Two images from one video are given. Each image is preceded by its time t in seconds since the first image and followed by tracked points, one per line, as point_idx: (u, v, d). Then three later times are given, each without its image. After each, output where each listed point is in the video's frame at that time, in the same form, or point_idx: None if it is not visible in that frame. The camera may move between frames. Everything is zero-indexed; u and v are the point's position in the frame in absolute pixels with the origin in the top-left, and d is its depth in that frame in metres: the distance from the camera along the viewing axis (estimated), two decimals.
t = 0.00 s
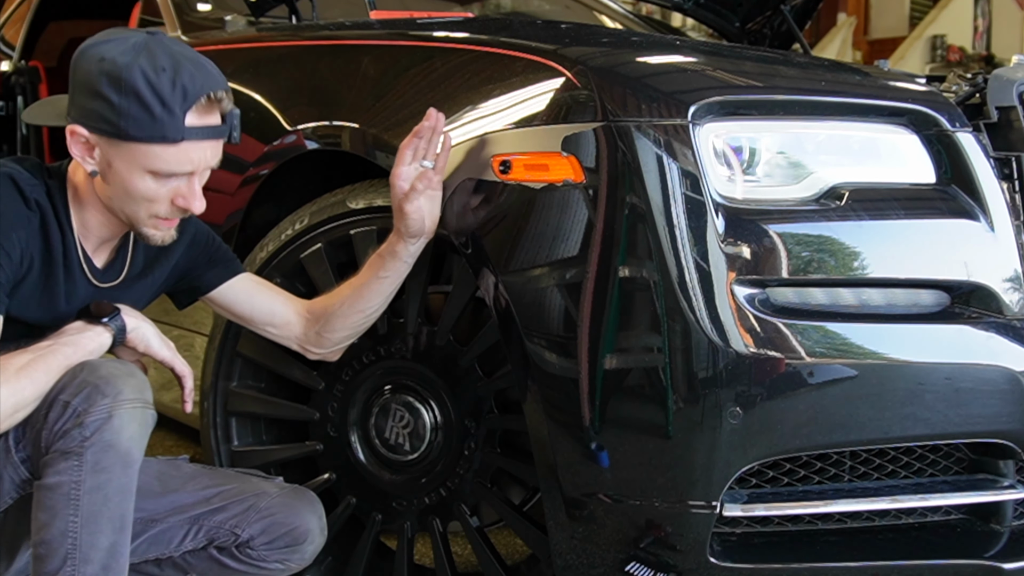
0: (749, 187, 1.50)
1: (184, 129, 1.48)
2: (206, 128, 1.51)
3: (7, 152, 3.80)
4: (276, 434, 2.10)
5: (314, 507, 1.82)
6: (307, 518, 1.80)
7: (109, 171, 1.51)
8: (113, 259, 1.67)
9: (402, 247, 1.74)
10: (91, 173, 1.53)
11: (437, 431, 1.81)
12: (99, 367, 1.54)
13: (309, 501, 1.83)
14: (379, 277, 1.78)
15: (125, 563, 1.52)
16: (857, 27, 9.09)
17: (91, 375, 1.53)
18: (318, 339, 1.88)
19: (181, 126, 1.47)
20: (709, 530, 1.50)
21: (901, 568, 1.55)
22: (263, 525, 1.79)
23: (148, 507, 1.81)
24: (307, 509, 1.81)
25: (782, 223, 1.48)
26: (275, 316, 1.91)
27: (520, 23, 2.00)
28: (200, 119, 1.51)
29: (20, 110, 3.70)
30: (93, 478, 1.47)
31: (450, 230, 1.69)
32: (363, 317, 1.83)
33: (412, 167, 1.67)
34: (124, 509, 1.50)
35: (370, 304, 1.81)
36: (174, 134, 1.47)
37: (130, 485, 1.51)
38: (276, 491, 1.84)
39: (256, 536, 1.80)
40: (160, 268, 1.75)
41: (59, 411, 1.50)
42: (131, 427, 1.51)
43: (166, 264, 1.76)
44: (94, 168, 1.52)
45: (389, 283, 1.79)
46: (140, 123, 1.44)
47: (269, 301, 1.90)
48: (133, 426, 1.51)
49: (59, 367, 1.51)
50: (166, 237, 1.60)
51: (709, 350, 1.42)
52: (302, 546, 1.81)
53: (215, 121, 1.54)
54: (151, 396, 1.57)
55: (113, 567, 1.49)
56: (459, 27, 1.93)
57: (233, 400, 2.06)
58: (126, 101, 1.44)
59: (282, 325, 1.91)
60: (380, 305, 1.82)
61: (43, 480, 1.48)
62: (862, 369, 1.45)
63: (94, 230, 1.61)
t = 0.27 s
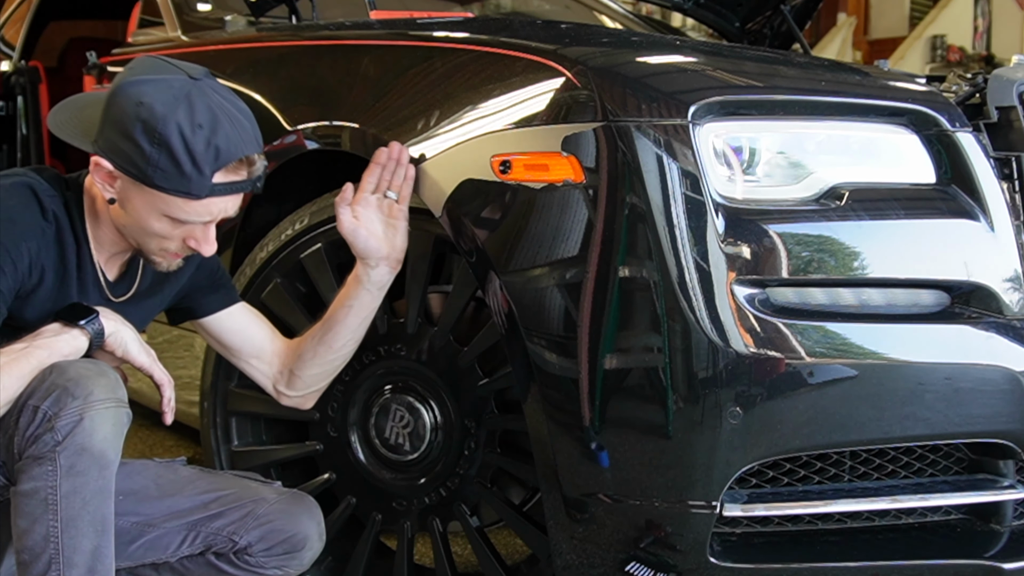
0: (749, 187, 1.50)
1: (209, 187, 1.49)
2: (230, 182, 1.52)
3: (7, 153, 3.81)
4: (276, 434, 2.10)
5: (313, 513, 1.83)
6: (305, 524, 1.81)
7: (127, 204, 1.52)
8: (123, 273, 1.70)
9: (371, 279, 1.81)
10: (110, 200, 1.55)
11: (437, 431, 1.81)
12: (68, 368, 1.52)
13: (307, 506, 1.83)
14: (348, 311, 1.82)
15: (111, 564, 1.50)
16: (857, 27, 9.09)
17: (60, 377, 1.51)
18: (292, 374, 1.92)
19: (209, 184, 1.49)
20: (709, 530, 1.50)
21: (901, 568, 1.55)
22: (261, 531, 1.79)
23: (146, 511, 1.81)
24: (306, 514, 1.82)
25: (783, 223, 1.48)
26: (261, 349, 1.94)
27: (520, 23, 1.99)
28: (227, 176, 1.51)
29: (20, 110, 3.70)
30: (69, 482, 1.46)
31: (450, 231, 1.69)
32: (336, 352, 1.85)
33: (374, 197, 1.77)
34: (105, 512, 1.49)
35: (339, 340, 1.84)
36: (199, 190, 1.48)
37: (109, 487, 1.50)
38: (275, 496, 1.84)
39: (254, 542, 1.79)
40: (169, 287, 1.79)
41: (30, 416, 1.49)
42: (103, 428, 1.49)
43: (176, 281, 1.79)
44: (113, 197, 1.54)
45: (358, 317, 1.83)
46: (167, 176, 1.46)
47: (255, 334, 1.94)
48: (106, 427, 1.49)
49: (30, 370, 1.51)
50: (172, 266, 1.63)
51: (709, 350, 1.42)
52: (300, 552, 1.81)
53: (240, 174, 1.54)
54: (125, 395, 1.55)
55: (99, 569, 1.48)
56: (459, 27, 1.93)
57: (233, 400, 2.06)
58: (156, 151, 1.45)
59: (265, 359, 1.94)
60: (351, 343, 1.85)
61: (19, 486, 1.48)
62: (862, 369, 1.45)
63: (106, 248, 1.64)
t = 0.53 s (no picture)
0: (749, 187, 1.50)
1: (223, 206, 1.50)
2: (244, 203, 1.53)
3: (7, 153, 3.80)
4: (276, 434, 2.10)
5: (310, 518, 1.82)
6: (302, 529, 1.81)
7: (137, 212, 1.53)
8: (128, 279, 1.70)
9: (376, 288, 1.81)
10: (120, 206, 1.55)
11: (437, 431, 1.81)
12: (61, 370, 1.51)
13: (305, 511, 1.83)
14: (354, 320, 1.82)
15: (107, 565, 1.51)
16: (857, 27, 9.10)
17: (53, 379, 1.50)
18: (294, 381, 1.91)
19: (223, 201, 1.49)
20: (709, 530, 1.50)
21: (901, 568, 1.55)
22: (258, 536, 1.79)
23: (143, 513, 1.80)
24: (302, 518, 1.82)
25: (783, 224, 1.48)
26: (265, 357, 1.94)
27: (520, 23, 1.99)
28: (241, 197, 1.52)
29: (20, 110, 3.70)
30: (64, 484, 1.46)
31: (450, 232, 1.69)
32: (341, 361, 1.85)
33: (380, 207, 1.78)
34: (101, 514, 1.49)
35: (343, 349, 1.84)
36: (213, 209, 1.49)
37: (104, 490, 1.49)
38: (273, 500, 1.84)
39: (250, 547, 1.80)
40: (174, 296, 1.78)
41: (23, 418, 1.49)
42: (97, 430, 1.49)
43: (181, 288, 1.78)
44: (123, 203, 1.54)
45: (362, 326, 1.82)
46: (183, 192, 1.46)
47: (260, 342, 1.93)
48: (100, 428, 1.49)
49: (25, 371, 1.51)
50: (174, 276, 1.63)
51: (709, 350, 1.42)
52: (297, 558, 1.81)
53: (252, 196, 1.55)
54: (119, 396, 1.55)
55: (95, 570, 1.49)
56: (459, 27, 1.93)
57: (233, 400, 2.06)
58: (175, 166, 1.46)
59: (269, 367, 1.94)
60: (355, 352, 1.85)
61: (13, 489, 1.48)
62: (862, 369, 1.45)
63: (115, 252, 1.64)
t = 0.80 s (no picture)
0: (749, 187, 1.50)
1: (223, 223, 1.49)
2: (244, 221, 1.50)
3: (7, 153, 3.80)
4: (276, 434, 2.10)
5: (311, 522, 1.83)
6: (302, 533, 1.80)
7: (138, 219, 1.53)
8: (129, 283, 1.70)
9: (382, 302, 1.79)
10: (123, 213, 1.55)
11: (437, 431, 1.81)
12: (58, 370, 1.51)
13: (304, 515, 1.83)
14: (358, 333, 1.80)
15: (106, 566, 1.50)
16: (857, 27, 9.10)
17: (50, 379, 1.50)
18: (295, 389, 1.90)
19: (225, 217, 1.48)
20: (709, 530, 1.50)
21: (901, 568, 1.55)
22: (258, 539, 1.79)
23: (142, 516, 1.80)
24: (302, 523, 1.81)
25: (783, 223, 1.48)
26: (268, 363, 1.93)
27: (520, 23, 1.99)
28: (242, 215, 1.51)
29: (20, 110, 3.70)
30: (61, 484, 1.46)
31: (451, 232, 1.69)
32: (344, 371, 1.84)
33: (392, 219, 1.77)
34: (99, 514, 1.49)
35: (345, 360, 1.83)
36: (213, 225, 1.48)
37: (101, 489, 1.49)
38: (272, 504, 1.84)
39: (250, 550, 1.79)
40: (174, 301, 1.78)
41: (21, 418, 1.49)
42: (95, 430, 1.49)
43: (183, 294, 1.78)
44: (126, 210, 1.54)
45: (366, 339, 1.81)
46: (185, 206, 1.46)
47: (264, 349, 1.93)
48: (98, 429, 1.49)
49: (22, 371, 1.51)
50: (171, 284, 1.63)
51: (709, 350, 1.42)
52: (297, 561, 1.81)
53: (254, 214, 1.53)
54: (116, 396, 1.55)
55: (94, 570, 1.48)
56: (459, 27, 1.92)
57: (233, 400, 2.06)
58: (178, 179, 1.45)
59: (271, 375, 1.93)
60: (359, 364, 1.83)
61: (10, 490, 1.47)
62: (862, 369, 1.45)
63: (116, 256, 1.64)
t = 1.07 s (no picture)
0: (749, 187, 1.50)
1: (229, 236, 1.48)
2: (249, 235, 1.50)
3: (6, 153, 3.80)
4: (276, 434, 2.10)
5: (310, 529, 1.83)
6: (302, 540, 1.81)
7: (144, 227, 1.52)
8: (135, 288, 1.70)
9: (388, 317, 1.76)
10: (129, 220, 1.55)
11: (437, 431, 1.81)
12: (48, 369, 1.51)
13: (304, 522, 1.83)
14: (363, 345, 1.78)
15: (101, 565, 1.51)
16: (857, 27, 9.10)
17: (40, 379, 1.49)
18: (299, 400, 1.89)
19: (230, 231, 1.48)
20: (709, 530, 1.50)
21: (900, 568, 1.55)
22: (256, 546, 1.79)
23: (141, 518, 1.80)
24: (302, 530, 1.82)
25: (783, 223, 1.48)
26: (274, 372, 1.92)
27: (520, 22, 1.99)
28: (248, 230, 1.50)
29: (20, 110, 3.70)
30: (53, 485, 1.46)
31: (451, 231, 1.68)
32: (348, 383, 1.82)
33: (401, 232, 1.74)
34: (92, 514, 1.49)
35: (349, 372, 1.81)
36: (218, 239, 1.47)
37: (93, 489, 1.49)
38: (272, 509, 1.84)
39: (248, 557, 1.78)
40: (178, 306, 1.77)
41: (11, 419, 1.49)
42: (86, 430, 1.49)
43: (188, 301, 1.78)
44: (132, 217, 1.54)
45: (371, 352, 1.78)
46: (191, 218, 1.45)
47: (268, 358, 1.91)
48: (89, 428, 1.49)
49: (15, 370, 1.51)
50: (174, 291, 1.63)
51: (709, 350, 1.42)
52: (296, 568, 1.81)
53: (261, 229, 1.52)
54: (107, 395, 1.54)
55: (89, 570, 1.48)
56: (459, 27, 1.92)
57: (233, 400, 2.06)
58: (185, 192, 1.44)
59: (274, 385, 1.92)
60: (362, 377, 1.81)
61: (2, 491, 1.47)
62: (862, 369, 1.45)
63: (122, 262, 1.64)
